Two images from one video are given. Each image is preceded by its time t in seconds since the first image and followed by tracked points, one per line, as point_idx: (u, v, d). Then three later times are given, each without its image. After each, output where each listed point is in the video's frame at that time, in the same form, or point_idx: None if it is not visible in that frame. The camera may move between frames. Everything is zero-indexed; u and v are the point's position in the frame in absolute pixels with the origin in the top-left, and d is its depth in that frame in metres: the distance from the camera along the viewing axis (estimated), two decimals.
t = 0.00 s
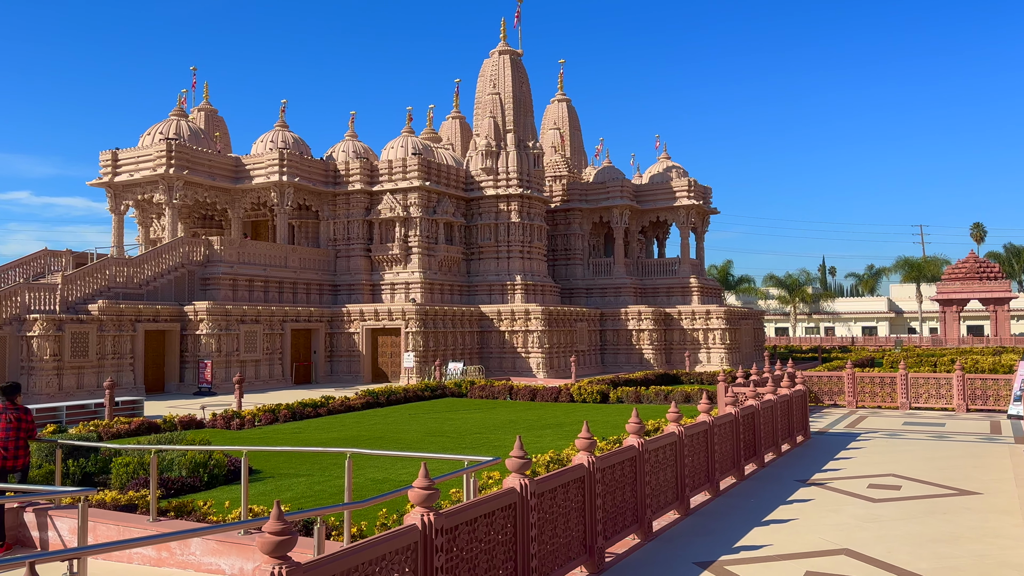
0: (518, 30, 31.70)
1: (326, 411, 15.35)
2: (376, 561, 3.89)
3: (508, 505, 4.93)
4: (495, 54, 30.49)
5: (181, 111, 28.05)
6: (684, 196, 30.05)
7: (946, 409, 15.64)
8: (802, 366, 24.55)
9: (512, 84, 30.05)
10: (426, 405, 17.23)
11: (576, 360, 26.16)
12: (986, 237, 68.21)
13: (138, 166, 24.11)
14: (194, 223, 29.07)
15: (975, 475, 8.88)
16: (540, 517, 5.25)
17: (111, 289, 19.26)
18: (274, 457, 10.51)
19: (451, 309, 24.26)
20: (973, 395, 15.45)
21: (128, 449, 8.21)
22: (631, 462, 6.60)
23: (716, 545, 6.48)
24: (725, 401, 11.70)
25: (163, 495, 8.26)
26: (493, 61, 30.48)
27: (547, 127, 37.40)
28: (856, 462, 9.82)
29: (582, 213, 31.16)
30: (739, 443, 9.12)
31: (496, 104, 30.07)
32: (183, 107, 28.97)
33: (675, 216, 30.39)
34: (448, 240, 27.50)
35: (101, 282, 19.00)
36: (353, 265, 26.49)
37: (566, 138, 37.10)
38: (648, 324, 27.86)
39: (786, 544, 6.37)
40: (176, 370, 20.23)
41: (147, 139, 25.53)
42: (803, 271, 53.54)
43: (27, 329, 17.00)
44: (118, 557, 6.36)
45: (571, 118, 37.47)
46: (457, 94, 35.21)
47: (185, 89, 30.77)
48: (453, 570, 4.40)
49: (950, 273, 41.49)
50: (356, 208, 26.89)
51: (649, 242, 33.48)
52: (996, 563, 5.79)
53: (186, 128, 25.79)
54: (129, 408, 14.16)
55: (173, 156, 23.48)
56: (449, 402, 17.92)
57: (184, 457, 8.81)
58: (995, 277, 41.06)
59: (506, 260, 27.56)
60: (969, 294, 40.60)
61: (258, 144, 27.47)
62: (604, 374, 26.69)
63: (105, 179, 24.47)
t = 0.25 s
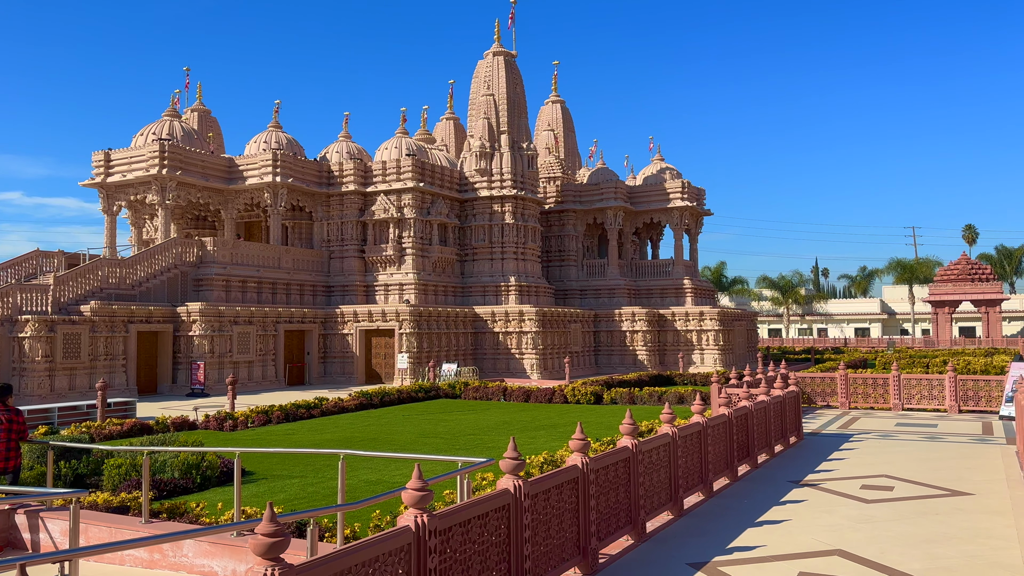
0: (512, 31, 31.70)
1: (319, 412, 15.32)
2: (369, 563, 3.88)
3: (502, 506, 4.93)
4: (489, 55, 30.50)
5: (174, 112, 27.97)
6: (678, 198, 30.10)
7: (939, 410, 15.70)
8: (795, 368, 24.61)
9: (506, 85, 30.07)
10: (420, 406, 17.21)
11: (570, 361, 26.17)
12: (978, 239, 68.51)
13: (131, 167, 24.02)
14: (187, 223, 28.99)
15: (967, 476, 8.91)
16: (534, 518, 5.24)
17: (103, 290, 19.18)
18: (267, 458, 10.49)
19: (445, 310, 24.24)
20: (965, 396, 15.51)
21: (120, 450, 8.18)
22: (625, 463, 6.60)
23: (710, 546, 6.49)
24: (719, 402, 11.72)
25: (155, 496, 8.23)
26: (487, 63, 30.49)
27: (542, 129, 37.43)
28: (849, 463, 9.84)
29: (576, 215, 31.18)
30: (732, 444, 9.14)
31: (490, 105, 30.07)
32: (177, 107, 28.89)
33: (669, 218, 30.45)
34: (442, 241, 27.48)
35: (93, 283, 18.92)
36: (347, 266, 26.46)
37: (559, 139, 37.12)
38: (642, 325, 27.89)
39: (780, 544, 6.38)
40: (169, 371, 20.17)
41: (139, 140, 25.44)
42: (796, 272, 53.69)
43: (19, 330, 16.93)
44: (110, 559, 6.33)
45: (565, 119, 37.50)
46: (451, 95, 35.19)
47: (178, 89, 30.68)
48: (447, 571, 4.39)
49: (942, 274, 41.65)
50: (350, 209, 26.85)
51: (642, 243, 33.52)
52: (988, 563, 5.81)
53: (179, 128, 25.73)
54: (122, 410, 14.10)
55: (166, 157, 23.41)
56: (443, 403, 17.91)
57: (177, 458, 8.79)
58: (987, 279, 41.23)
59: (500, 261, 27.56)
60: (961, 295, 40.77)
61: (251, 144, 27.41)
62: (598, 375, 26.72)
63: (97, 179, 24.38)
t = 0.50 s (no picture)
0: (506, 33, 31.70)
1: (312, 413, 15.28)
2: (362, 564, 3.86)
3: (495, 507, 4.92)
4: (482, 56, 30.48)
5: (167, 111, 27.87)
6: (671, 199, 30.15)
7: (931, 411, 15.75)
8: (788, 368, 24.69)
9: (500, 86, 30.07)
10: (413, 407, 17.18)
11: (563, 362, 26.17)
12: (970, 240, 68.83)
13: (123, 167, 23.93)
14: (180, 224, 28.89)
15: (959, 476, 8.95)
16: (528, 519, 5.24)
17: (95, 290, 19.09)
18: (260, 460, 10.46)
19: (438, 311, 24.21)
20: (957, 396, 15.57)
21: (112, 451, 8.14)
22: (619, 464, 6.61)
23: (703, 546, 6.50)
24: (712, 403, 11.74)
25: (147, 498, 8.19)
26: (480, 63, 30.48)
27: (535, 130, 37.43)
28: (841, 463, 9.87)
29: (569, 216, 31.19)
30: (726, 445, 9.15)
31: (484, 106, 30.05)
32: (169, 108, 28.78)
33: (662, 219, 30.50)
34: (435, 242, 27.46)
35: (85, 284, 18.83)
36: (340, 267, 26.42)
37: (553, 140, 37.14)
38: (635, 326, 27.92)
39: (773, 545, 6.39)
40: (161, 372, 20.09)
41: (132, 140, 25.35)
42: (789, 273, 53.85)
43: (10, 331, 16.86)
44: (102, 561, 6.30)
45: (559, 120, 37.52)
46: (445, 96, 35.16)
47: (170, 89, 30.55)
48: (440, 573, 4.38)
49: (934, 275, 41.81)
50: (344, 210, 26.81)
51: (636, 244, 33.56)
52: (979, 563, 5.84)
53: (172, 128, 25.65)
54: (114, 411, 14.02)
55: (159, 157, 23.33)
56: (436, 404, 17.90)
57: (169, 460, 8.75)
58: (979, 280, 41.40)
59: (494, 262, 27.56)
60: (953, 296, 40.94)
61: (244, 145, 27.33)
62: (592, 376, 26.74)
63: (89, 180, 24.27)
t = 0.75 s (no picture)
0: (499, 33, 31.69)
1: (305, 414, 15.25)
2: (355, 566, 3.85)
3: (489, 508, 4.92)
4: (475, 57, 30.47)
5: (159, 111, 27.77)
6: (664, 200, 30.19)
7: (923, 411, 15.81)
8: (780, 369, 24.76)
9: (493, 87, 30.08)
10: (407, 408, 17.16)
11: (557, 362, 26.16)
12: (961, 241, 69.17)
13: (115, 168, 23.83)
14: (172, 224, 28.79)
15: (950, 476, 8.99)
16: (521, 520, 5.23)
17: (87, 291, 19.00)
18: (253, 461, 10.42)
19: (432, 312, 24.18)
20: (949, 396, 15.63)
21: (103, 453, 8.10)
22: (612, 464, 6.61)
23: (696, 546, 6.51)
24: (705, 403, 11.76)
25: (139, 500, 8.15)
26: (474, 64, 30.46)
27: (529, 130, 37.45)
28: (833, 463, 9.91)
29: (562, 216, 31.21)
30: (718, 445, 9.17)
31: (477, 106, 30.05)
32: (162, 108, 28.69)
33: (656, 219, 30.54)
34: (429, 243, 27.43)
35: (76, 284, 18.74)
36: (333, 268, 26.38)
37: (546, 141, 37.16)
38: (629, 327, 27.94)
39: (766, 545, 6.40)
40: (153, 373, 20.02)
41: (124, 141, 25.26)
42: (782, 273, 53.99)
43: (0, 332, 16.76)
44: (94, 563, 6.28)
45: (552, 121, 37.54)
46: (438, 97, 35.13)
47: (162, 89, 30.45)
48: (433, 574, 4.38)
49: (926, 276, 41.97)
50: (337, 210, 26.76)
51: (629, 245, 33.59)
52: (971, 563, 5.86)
53: (164, 129, 25.57)
54: (105, 412, 13.95)
55: (151, 157, 23.24)
56: (430, 405, 17.87)
57: (161, 461, 8.71)
58: (970, 280, 41.57)
59: (487, 262, 27.56)
60: (944, 297, 41.12)
61: (237, 145, 27.26)
62: (585, 377, 26.77)
63: (81, 180, 24.16)
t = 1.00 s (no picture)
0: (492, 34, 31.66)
1: (297, 415, 15.21)
2: (347, 567, 3.84)
3: (482, 509, 4.91)
4: (468, 57, 30.45)
5: (151, 112, 27.67)
6: (657, 201, 30.24)
7: (914, 411, 15.87)
8: (772, 369, 24.83)
9: (486, 88, 30.08)
10: (400, 409, 17.14)
11: (550, 363, 26.17)
12: (953, 241, 69.48)
13: (106, 168, 23.73)
14: (164, 224, 28.69)
15: (942, 476, 9.02)
16: (514, 521, 5.23)
17: (78, 292, 18.92)
18: (245, 462, 10.39)
19: (425, 313, 24.15)
20: (940, 396, 15.70)
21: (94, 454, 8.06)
22: (605, 464, 6.62)
23: (689, 546, 6.52)
24: (698, 403, 11.78)
25: (131, 501, 8.12)
26: (467, 64, 30.45)
27: (522, 131, 37.45)
28: (825, 463, 9.94)
29: (556, 217, 31.23)
30: (711, 445, 9.19)
31: (470, 107, 30.03)
32: (153, 108, 28.57)
33: (648, 220, 30.60)
34: (422, 243, 27.40)
35: (67, 285, 18.66)
36: (326, 268, 26.34)
37: (539, 142, 37.16)
38: (622, 328, 27.97)
39: (759, 545, 6.42)
40: (145, 374, 19.95)
41: (115, 141, 25.16)
42: (774, 274, 54.14)
43: None
44: (85, 565, 6.25)
45: (545, 122, 37.57)
46: (430, 97, 35.10)
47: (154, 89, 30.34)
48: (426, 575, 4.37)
49: (917, 276, 42.16)
50: (329, 210, 26.71)
51: (622, 246, 33.64)
52: (963, 563, 5.89)
53: (156, 129, 25.49)
54: (97, 414, 13.88)
55: (143, 157, 23.16)
56: (423, 406, 17.85)
57: (153, 462, 8.68)
58: (961, 281, 41.77)
59: (480, 263, 27.56)
60: (935, 297, 41.29)
61: (229, 145, 27.18)
62: (578, 377, 26.79)
63: (72, 180, 24.04)
